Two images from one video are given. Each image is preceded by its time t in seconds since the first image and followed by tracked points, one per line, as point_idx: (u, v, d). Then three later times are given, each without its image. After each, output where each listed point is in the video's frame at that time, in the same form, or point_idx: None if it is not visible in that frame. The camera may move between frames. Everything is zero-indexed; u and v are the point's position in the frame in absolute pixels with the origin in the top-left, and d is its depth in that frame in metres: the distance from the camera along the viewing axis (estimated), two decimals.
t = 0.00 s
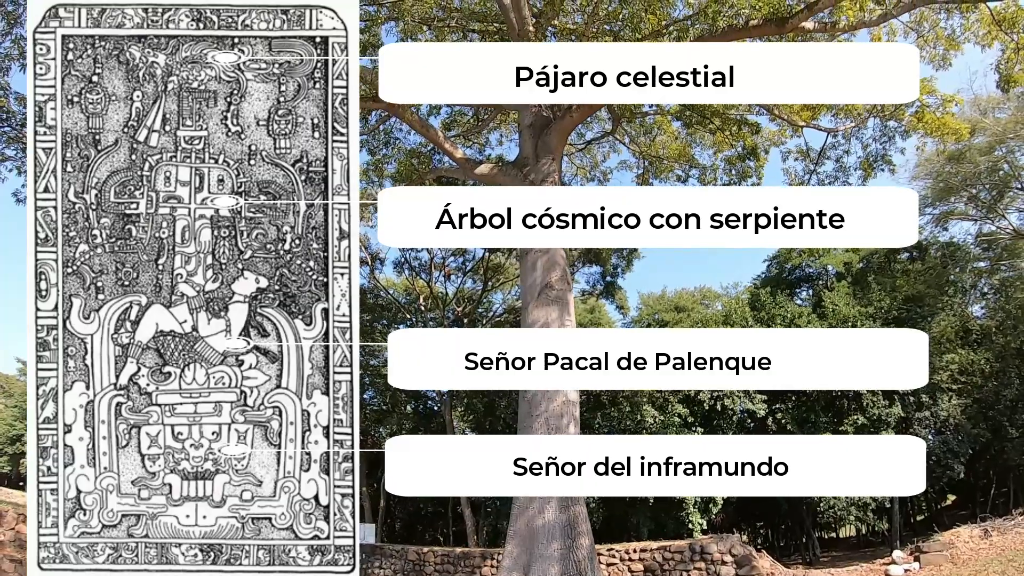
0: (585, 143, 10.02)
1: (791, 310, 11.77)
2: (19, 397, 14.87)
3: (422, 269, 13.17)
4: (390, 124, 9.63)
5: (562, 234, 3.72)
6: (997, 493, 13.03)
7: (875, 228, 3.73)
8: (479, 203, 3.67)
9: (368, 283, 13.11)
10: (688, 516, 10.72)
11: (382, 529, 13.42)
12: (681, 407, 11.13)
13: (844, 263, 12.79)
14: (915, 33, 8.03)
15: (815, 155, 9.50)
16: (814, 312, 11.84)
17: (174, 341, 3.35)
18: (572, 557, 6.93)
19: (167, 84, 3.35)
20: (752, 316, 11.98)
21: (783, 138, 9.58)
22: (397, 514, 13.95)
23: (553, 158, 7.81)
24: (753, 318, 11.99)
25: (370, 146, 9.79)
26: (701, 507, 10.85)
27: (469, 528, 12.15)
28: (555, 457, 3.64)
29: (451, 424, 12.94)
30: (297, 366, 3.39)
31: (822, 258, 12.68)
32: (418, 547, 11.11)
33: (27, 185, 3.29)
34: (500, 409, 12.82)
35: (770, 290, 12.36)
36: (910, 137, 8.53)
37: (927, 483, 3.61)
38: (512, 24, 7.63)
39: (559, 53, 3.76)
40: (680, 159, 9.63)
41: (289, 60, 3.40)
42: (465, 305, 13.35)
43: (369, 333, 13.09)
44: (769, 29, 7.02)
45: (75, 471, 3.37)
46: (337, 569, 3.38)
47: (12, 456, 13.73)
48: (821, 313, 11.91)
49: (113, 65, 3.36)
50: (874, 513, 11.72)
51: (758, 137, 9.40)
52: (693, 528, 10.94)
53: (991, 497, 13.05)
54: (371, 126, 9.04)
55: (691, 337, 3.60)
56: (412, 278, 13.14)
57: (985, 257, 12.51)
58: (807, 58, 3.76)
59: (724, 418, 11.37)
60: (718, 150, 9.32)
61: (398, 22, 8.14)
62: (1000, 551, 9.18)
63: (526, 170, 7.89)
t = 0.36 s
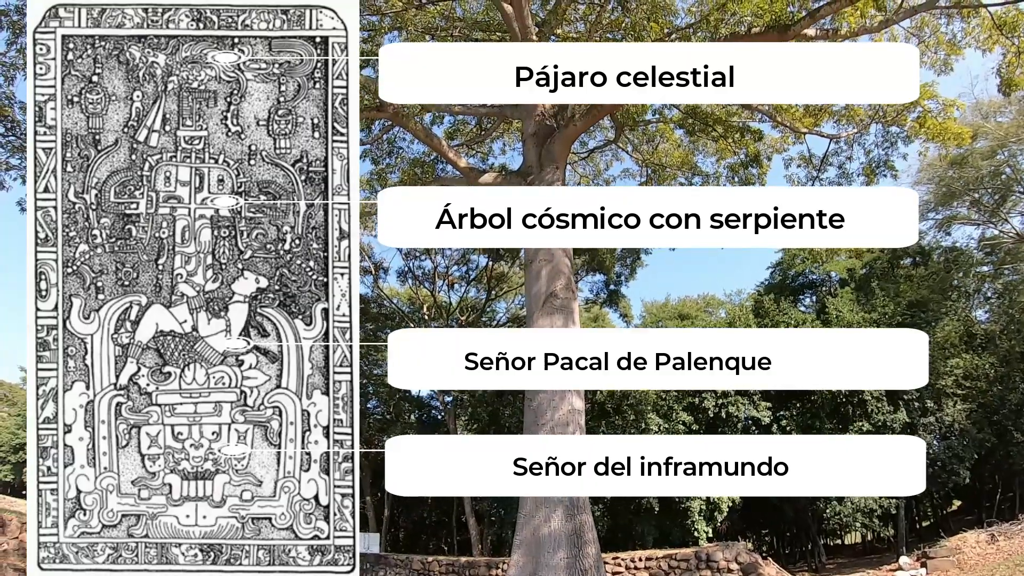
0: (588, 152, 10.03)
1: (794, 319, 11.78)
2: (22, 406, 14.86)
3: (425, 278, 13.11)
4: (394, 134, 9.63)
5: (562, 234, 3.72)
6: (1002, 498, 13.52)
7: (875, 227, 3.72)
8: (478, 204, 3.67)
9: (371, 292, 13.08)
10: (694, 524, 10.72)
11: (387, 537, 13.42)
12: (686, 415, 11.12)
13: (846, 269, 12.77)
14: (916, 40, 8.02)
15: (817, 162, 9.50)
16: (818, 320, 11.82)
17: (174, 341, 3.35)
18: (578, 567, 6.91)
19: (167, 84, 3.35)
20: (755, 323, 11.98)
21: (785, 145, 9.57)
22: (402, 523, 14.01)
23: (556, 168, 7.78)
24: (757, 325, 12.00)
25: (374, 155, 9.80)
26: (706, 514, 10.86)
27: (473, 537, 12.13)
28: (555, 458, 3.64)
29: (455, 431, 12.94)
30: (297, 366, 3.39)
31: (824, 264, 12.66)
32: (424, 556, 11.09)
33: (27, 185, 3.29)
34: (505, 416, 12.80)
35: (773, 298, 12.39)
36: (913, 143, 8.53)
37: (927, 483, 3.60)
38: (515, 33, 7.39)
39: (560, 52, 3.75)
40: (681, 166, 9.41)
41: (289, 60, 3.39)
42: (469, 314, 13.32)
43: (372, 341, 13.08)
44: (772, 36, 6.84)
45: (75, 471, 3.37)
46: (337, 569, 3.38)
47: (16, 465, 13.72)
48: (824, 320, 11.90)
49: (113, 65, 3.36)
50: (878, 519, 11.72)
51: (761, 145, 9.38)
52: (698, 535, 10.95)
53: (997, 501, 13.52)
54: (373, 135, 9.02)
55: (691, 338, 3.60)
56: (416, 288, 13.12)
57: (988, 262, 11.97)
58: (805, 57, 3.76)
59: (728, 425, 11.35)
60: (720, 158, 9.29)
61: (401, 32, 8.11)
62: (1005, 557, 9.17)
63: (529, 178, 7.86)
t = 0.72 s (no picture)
0: (589, 150, 10.03)
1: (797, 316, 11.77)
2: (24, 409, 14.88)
3: (427, 278, 13.16)
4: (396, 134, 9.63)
5: (562, 234, 3.72)
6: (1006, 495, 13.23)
7: (875, 227, 3.72)
8: (478, 204, 3.67)
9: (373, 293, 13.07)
10: (697, 522, 10.74)
11: (390, 538, 13.43)
12: (688, 413, 11.10)
13: (848, 265, 12.74)
14: (918, 36, 8.03)
15: (819, 158, 9.49)
16: (820, 317, 11.82)
17: (174, 341, 3.35)
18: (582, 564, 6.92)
19: (167, 84, 3.35)
20: (758, 322, 11.95)
21: (787, 142, 9.57)
22: (405, 523, 14.00)
23: (559, 165, 7.79)
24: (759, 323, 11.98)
25: (375, 155, 9.80)
26: (710, 512, 10.89)
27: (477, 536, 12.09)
28: (555, 457, 3.64)
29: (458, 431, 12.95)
30: (297, 366, 3.39)
31: (827, 261, 12.66)
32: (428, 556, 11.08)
33: (27, 185, 3.29)
34: (507, 416, 12.72)
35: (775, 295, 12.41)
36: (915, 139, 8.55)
37: (927, 484, 3.60)
38: (516, 31, 7.47)
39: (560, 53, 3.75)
40: (683, 164, 9.47)
41: (289, 60, 3.39)
42: (471, 313, 13.38)
43: (374, 341, 13.07)
44: (772, 33, 6.97)
45: (75, 471, 3.37)
46: (337, 568, 3.38)
47: (19, 467, 13.73)
48: (826, 317, 11.89)
49: (113, 65, 3.36)
50: (880, 516, 11.73)
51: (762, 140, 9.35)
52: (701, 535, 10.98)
53: (1002, 497, 13.33)
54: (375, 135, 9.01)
55: (691, 338, 3.60)
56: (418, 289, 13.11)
57: (991, 258, 12.72)
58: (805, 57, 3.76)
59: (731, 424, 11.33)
60: (721, 155, 9.30)
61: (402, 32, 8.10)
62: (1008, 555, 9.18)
63: (531, 176, 7.87)
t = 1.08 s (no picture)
0: (586, 129, 10.03)
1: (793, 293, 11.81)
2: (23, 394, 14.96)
3: (424, 257, 13.18)
4: (392, 113, 9.66)
5: (562, 234, 3.72)
6: (1002, 476, 12.91)
7: (874, 225, 3.72)
8: (477, 205, 3.66)
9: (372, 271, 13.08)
10: (694, 501, 10.83)
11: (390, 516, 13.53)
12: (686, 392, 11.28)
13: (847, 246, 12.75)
14: (919, 16, 8.04)
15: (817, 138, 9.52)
16: (817, 294, 11.80)
17: (174, 341, 3.35)
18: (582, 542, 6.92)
19: (168, 84, 3.35)
20: (756, 300, 12.05)
21: (786, 121, 9.57)
22: (404, 502, 14.00)
23: (555, 143, 7.83)
24: (758, 302, 12.06)
25: (373, 134, 9.85)
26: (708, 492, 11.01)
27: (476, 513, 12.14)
28: (555, 457, 3.63)
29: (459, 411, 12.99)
30: (297, 366, 3.39)
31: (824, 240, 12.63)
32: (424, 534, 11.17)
33: (27, 185, 3.29)
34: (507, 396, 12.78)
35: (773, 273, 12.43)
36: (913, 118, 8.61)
37: (927, 483, 3.60)
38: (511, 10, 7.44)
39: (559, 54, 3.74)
40: (681, 143, 9.49)
41: (289, 60, 3.39)
42: (469, 291, 13.48)
43: (374, 321, 13.13)
44: (773, 11, 7.00)
45: (75, 471, 3.37)
46: (338, 568, 3.38)
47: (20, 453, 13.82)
48: (823, 296, 11.87)
49: (113, 64, 3.36)
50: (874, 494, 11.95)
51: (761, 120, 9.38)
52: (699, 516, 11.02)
53: (996, 480, 12.91)
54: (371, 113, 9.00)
55: (691, 337, 3.60)
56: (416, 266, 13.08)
57: (989, 241, 12.68)
58: (805, 57, 3.76)
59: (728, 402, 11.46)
60: (720, 134, 9.34)
61: (395, 10, 8.07)
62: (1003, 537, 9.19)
63: (528, 154, 7.88)
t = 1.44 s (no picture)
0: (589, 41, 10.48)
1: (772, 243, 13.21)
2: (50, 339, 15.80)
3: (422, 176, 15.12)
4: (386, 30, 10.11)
5: (562, 234, 3.71)
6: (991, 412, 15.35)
7: (875, 226, 3.69)
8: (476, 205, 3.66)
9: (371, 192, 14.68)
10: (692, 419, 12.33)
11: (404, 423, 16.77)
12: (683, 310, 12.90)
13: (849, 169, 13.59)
14: None
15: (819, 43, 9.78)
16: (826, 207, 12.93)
17: (174, 342, 3.35)
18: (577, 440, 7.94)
19: (168, 84, 3.35)
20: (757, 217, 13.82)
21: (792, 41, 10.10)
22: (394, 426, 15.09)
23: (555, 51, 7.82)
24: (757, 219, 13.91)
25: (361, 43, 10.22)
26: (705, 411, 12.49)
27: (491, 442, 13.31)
28: (555, 457, 3.63)
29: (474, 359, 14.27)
30: (297, 366, 3.39)
31: (829, 163, 13.62)
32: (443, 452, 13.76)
33: (27, 185, 3.29)
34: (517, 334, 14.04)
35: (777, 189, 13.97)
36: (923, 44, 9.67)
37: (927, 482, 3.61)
38: None
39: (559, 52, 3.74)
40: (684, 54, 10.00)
41: (289, 60, 3.39)
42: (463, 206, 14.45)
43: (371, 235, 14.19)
44: None
45: (75, 471, 3.37)
46: (338, 568, 3.39)
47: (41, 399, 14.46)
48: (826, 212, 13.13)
49: (113, 65, 3.36)
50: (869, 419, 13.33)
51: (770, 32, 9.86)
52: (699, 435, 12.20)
53: (987, 414, 15.39)
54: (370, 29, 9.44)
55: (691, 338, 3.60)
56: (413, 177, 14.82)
57: (994, 175, 14.94)
58: (804, 59, 3.72)
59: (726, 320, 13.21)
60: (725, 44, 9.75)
61: None
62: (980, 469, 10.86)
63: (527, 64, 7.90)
